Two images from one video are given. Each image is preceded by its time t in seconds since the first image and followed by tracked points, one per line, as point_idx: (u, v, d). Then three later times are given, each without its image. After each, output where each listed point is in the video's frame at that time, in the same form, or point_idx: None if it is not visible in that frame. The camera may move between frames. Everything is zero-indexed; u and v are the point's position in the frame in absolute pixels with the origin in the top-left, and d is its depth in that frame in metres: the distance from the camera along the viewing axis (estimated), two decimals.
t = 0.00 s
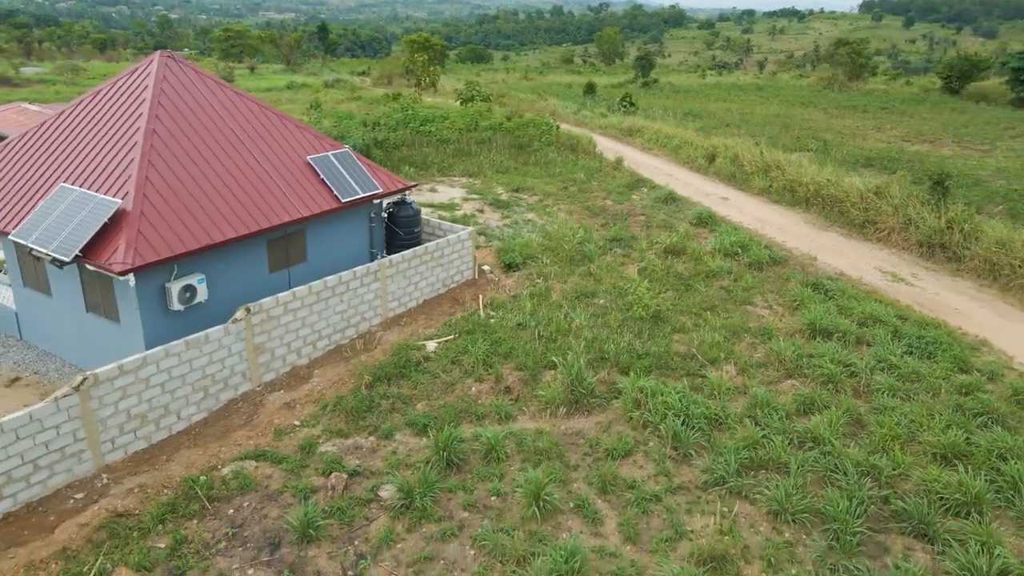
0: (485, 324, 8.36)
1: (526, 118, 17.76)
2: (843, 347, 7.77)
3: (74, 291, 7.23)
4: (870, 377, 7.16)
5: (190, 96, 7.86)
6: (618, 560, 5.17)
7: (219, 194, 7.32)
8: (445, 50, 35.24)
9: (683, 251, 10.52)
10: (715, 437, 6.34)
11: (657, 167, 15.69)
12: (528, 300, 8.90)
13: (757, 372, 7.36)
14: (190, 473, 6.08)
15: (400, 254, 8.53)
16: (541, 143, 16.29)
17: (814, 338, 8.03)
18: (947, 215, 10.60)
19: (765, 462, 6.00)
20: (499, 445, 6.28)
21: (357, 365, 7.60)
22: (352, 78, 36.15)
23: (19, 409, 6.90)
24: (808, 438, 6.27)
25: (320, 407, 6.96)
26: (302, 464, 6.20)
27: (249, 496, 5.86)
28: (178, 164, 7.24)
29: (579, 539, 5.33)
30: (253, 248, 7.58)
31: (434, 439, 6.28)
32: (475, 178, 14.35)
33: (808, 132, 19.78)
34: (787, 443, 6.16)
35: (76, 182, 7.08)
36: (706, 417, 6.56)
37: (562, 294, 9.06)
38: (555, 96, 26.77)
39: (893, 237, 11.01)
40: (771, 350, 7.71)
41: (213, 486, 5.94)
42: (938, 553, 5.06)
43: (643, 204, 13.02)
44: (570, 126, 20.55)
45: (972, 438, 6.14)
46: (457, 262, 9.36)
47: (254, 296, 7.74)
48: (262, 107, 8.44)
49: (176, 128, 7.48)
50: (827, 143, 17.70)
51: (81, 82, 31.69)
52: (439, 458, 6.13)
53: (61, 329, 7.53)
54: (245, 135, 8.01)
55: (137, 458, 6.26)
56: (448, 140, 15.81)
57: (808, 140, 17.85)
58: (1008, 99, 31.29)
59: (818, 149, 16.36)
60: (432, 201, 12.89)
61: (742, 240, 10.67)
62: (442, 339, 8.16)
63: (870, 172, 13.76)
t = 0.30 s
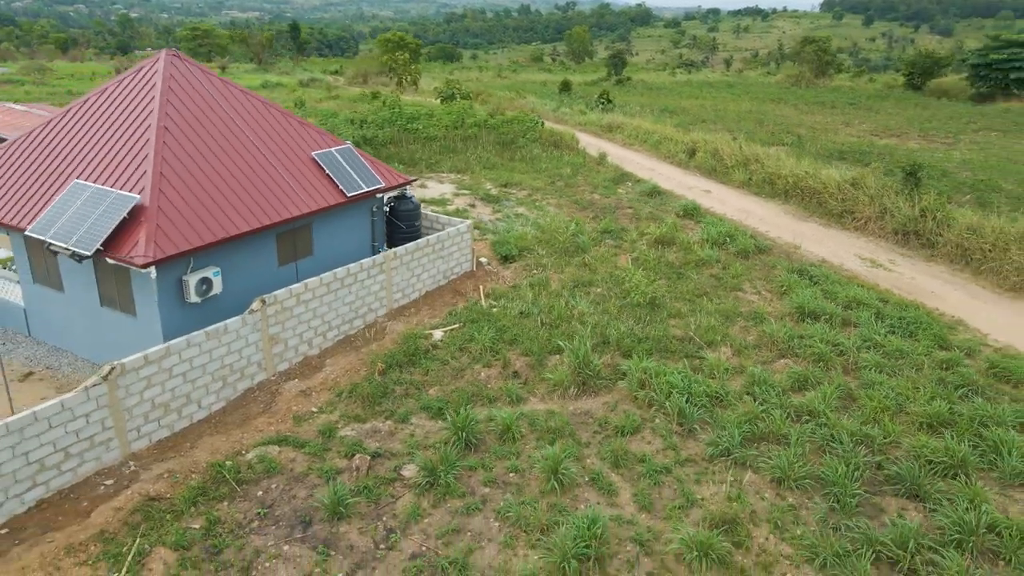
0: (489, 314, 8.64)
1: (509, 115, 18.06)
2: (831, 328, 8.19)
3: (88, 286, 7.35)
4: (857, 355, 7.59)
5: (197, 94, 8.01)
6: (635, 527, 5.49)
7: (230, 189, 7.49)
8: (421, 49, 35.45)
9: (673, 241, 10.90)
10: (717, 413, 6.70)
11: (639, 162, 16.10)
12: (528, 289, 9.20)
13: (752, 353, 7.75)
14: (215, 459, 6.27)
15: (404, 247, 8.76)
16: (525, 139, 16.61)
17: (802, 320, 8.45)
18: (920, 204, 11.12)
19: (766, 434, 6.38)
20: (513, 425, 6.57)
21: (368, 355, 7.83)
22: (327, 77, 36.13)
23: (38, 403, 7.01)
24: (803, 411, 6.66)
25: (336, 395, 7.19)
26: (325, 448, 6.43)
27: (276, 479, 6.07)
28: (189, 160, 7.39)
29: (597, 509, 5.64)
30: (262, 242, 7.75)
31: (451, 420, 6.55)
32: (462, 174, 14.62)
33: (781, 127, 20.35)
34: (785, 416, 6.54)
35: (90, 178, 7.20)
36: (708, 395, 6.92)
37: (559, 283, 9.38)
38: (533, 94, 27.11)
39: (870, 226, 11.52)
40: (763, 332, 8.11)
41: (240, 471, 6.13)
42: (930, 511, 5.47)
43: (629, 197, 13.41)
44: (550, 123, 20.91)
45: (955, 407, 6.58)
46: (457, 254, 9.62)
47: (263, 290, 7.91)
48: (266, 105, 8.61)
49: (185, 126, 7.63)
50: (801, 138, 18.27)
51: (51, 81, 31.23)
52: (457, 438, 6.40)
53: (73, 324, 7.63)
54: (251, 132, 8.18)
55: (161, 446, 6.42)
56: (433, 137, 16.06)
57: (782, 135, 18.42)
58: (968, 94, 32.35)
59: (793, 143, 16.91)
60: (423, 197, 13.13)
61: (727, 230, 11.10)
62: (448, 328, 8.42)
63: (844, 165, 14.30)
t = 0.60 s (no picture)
0: (492, 303, 8.91)
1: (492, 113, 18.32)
2: (819, 311, 8.61)
3: (100, 282, 7.46)
4: (845, 335, 8.01)
5: (204, 92, 8.15)
6: (650, 497, 5.80)
7: (241, 184, 7.65)
8: (396, 48, 35.55)
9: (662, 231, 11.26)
10: (719, 392, 7.05)
11: (623, 157, 16.49)
12: (527, 279, 9.49)
13: (746, 335, 8.12)
14: (239, 446, 6.45)
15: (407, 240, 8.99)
16: (510, 136, 16.89)
17: (791, 304, 8.86)
18: (896, 193, 11.63)
19: (766, 409, 6.74)
20: (526, 406, 6.85)
21: (378, 345, 8.06)
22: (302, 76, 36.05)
23: (56, 397, 7.11)
24: (800, 388, 7.05)
25: (351, 383, 7.40)
26: (345, 432, 6.64)
27: (301, 462, 6.26)
28: (201, 157, 7.53)
29: (613, 482, 5.94)
30: (272, 237, 7.92)
31: (466, 404, 6.81)
32: (451, 170, 14.86)
33: (756, 123, 20.90)
34: (783, 394, 6.92)
35: (103, 175, 7.32)
36: (709, 375, 7.27)
37: (557, 273, 9.69)
38: (511, 92, 27.42)
39: (848, 215, 12.02)
40: (755, 316, 8.49)
41: (265, 456, 6.32)
42: (923, 475, 5.87)
43: (615, 191, 13.77)
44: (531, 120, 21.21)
45: (939, 381, 7.02)
46: (456, 246, 9.86)
47: (273, 283, 8.09)
48: (270, 102, 8.77)
49: (194, 123, 7.77)
50: (776, 132, 18.82)
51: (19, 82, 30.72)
52: (474, 421, 6.66)
53: (85, 319, 7.73)
54: (258, 129, 8.34)
55: (184, 435, 6.59)
56: (420, 135, 16.27)
57: (758, 130, 18.95)
58: (930, 90, 33.37)
59: (770, 138, 17.44)
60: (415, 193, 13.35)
61: (714, 221, 11.51)
62: (453, 317, 8.67)
63: (820, 158, 14.82)
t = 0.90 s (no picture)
0: (494, 294, 9.16)
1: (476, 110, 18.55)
2: (807, 296, 9.01)
3: (112, 278, 7.55)
4: (834, 318, 8.41)
5: (210, 90, 8.28)
6: (663, 472, 6.10)
7: (251, 180, 7.79)
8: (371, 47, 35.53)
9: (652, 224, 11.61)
10: (719, 373, 7.39)
11: (606, 153, 16.83)
12: (526, 271, 9.75)
13: (741, 321, 8.49)
14: (261, 434, 6.62)
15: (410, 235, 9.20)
16: (495, 133, 17.14)
17: (781, 291, 9.25)
18: (873, 185, 12.12)
19: (766, 388, 7.10)
20: (538, 391, 7.12)
21: (387, 336, 8.26)
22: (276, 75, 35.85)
23: (72, 392, 7.20)
24: (796, 368, 7.41)
25: (364, 373, 7.60)
26: (364, 419, 6.84)
27: (324, 448, 6.46)
28: (211, 154, 7.67)
29: (627, 459, 6.24)
30: (280, 232, 8.08)
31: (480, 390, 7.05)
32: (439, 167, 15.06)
33: (732, 119, 21.38)
34: (780, 374, 7.28)
35: (115, 172, 7.41)
36: (709, 358, 7.61)
37: (555, 265, 9.97)
38: (489, 90, 27.64)
39: (828, 207, 12.48)
40: (748, 302, 8.86)
41: (288, 443, 6.50)
42: (915, 445, 6.27)
43: (602, 185, 14.10)
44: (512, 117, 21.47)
45: (925, 359, 7.45)
46: (455, 240, 10.09)
47: (281, 278, 8.24)
48: (273, 100, 8.92)
49: (202, 120, 7.90)
50: (753, 128, 19.32)
51: None
52: (488, 405, 6.91)
53: (96, 316, 7.81)
54: (263, 127, 8.49)
55: (205, 425, 6.73)
56: (407, 133, 16.44)
57: (735, 126, 19.44)
58: (895, 87, 34.30)
59: (747, 133, 17.92)
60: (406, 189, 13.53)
61: (701, 213, 11.89)
62: (457, 308, 8.91)
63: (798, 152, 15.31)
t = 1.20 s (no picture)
0: (496, 287, 9.39)
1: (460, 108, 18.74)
2: (797, 284, 9.39)
3: (124, 275, 7.63)
4: (824, 304, 8.80)
5: (214, 89, 8.40)
6: (674, 451, 6.39)
7: (259, 177, 7.93)
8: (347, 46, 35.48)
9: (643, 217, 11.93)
10: (720, 357, 7.72)
11: (590, 149, 17.14)
12: (525, 265, 10.00)
13: (736, 308, 8.83)
14: (281, 424, 6.77)
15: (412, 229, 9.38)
16: (481, 131, 17.35)
17: (771, 280, 9.61)
18: (852, 177, 12.58)
19: (765, 370, 7.43)
20: (548, 378, 7.37)
21: (394, 329, 8.45)
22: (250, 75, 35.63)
23: (88, 388, 7.28)
24: (791, 352, 7.76)
25: (376, 364, 7.78)
26: (380, 408, 7.03)
27: (344, 436, 6.64)
28: (220, 151, 7.79)
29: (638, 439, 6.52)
30: (288, 228, 8.22)
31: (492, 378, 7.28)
32: (428, 165, 15.24)
33: (709, 115, 21.86)
34: (778, 357, 7.62)
35: (126, 171, 7.50)
36: (709, 344, 7.93)
37: (552, 258, 10.24)
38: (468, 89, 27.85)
39: (809, 199, 12.92)
40: (741, 290, 9.22)
41: (309, 432, 6.67)
42: (908, 420, 6.65)
43: (590, 181, 14.40)
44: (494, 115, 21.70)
45: (912, 341, 7.85)
46: (454, 235, 10.29)
47: (289, 274, 8.38)
48: (275, 99, 9.04)
49: (210, 119, 8.02)
50: (730, 124, 19.79)
51: None
52: (501, 392, 7.14)
53: (107, 314, 7.88)
54: (267, 125, 8.62)
55: (225, 417, 6.87)
56: (394, 131, 16.59)
57: (713, 122, 19.89)
58: (861, 84, 35.22)
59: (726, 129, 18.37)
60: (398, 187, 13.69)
61: (689, 206, 12.25)
62: (460, 301, 9.12)
63: (777, 146, 15.77)
